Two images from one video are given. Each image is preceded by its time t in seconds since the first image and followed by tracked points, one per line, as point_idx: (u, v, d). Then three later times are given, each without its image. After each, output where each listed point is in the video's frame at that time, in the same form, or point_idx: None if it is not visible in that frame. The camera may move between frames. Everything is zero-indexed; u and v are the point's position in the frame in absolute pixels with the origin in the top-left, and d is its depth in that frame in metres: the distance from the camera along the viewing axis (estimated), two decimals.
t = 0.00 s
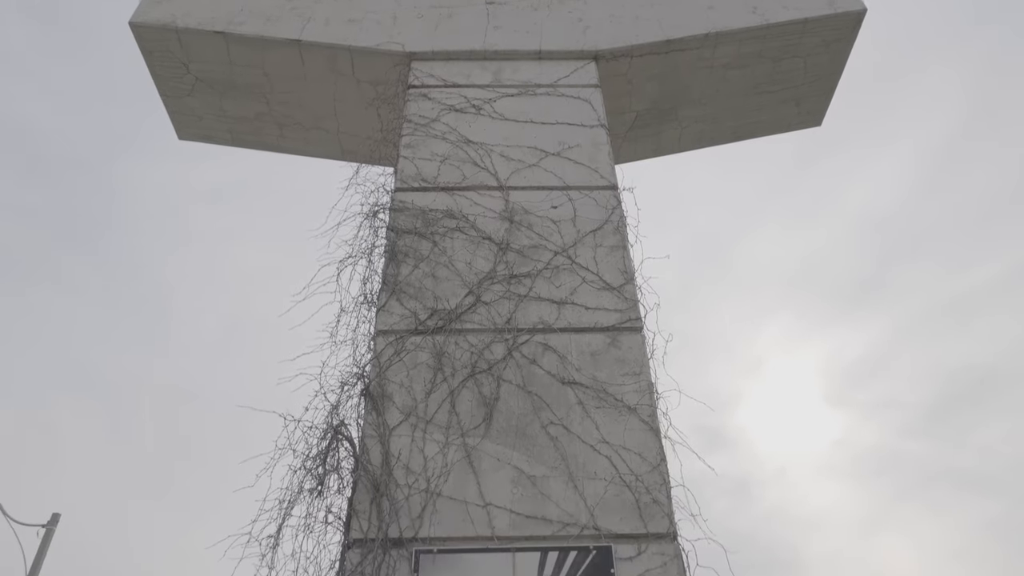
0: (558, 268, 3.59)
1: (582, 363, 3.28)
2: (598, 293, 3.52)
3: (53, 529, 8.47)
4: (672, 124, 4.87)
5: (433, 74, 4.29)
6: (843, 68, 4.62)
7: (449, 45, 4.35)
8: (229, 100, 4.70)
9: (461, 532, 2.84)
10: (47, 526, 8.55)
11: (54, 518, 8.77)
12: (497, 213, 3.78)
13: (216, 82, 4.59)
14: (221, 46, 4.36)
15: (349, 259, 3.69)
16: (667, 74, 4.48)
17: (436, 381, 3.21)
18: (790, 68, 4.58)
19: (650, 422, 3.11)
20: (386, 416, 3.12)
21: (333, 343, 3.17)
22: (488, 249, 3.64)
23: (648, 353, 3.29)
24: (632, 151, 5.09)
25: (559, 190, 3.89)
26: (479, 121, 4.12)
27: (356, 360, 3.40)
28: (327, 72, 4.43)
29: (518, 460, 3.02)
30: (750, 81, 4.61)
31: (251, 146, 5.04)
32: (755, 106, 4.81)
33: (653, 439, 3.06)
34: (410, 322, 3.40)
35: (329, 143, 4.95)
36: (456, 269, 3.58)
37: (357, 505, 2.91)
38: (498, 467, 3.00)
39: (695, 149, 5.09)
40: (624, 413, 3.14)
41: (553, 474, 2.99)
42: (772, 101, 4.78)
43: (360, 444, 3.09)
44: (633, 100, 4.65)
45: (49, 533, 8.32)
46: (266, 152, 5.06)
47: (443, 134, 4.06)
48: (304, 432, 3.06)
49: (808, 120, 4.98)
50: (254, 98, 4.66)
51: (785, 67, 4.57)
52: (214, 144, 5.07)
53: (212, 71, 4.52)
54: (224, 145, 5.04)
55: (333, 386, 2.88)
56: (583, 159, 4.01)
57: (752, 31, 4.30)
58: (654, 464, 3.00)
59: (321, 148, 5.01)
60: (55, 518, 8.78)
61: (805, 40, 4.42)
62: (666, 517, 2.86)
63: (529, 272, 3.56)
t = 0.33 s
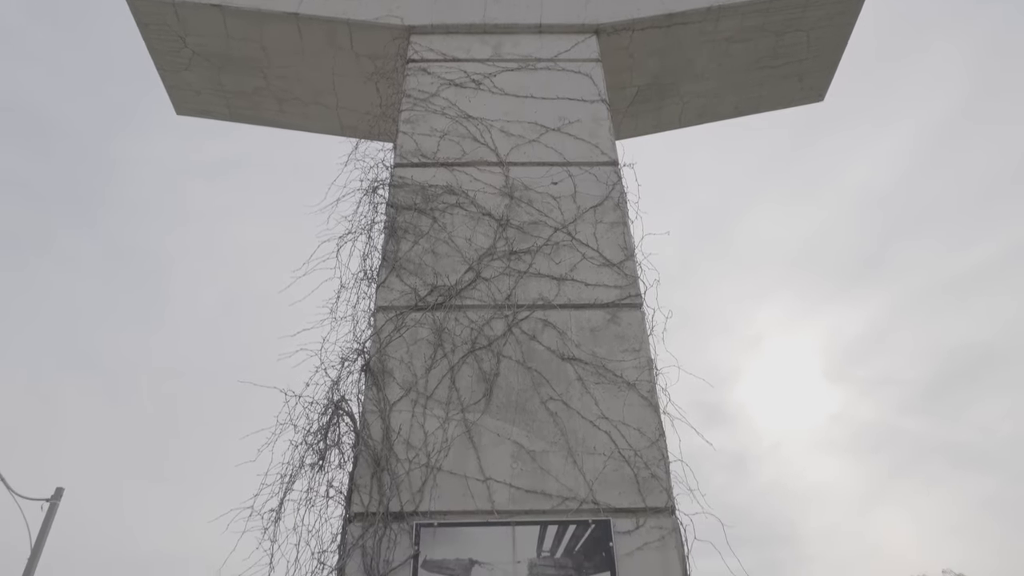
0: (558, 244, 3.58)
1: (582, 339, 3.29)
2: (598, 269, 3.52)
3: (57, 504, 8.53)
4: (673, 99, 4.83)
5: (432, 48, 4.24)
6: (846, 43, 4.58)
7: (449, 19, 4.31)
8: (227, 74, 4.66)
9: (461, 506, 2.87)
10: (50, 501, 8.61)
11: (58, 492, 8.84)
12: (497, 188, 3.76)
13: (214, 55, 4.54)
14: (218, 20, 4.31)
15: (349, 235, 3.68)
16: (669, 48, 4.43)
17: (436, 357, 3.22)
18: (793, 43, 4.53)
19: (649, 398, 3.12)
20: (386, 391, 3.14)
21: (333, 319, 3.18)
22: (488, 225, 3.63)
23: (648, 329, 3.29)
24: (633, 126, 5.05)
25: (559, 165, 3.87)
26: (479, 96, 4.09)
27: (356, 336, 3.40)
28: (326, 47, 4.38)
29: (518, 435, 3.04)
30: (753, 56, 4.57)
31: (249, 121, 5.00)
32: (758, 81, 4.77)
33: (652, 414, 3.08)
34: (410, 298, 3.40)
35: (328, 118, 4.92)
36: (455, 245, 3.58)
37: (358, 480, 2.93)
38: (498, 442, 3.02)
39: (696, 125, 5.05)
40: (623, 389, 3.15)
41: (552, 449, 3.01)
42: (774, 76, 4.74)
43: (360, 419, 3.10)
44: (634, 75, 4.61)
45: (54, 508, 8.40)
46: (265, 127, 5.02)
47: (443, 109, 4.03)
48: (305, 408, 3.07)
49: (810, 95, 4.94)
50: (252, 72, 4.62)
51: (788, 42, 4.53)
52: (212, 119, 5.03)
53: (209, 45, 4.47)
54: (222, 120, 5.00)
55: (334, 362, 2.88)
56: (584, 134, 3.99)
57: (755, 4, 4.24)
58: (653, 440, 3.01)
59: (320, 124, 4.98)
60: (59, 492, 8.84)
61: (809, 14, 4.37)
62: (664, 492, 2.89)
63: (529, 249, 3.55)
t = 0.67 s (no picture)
0: (558, 221, 3.57)
1: (582, 315, 3.29)
2: (598, 246, 3.51)
3: (62, 478, 8.62)
4: (674, 74, 4.79)
5: (432, 21, 4.20)
6: (850, 16, 4.52)
7: None
8: (224, 48, 4.61)
9: (461, 480, 2.89)
10: (55, 475, 8.68)
11: (62, 467, 8.89)
12: (497, 164, 3.75)
13: (211, 29, 4.50)
14: None
15: (349, 210, 3.67)
16: (671, 22, 4.41)
17: (436, 333, 3.23)
18: (796, 16, 4.48)
19: (649, 374, 3.13)
20: (387, 367, 3.15)
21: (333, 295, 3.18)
22: (488, 201, 3.61)
23: (648, 305, 3.30)
24: (634, 101, 5.00)
25: (559, 141, 3.85)
26: (479, 71, 4.06)
27: (356, 312, 3.41)
28: (324, 20, 4.35)
29: (518, 410, 3.06)
30: (755, 30, 4.53)
31: (247, 96, 4.96)
32: (760, 56, 4.72)
33: (651, 390, 3.09)
34: (410, 274, 3.40)
35: (326, 93, 4.88)
36: (455, 221, 3.57)
37: (359, 454, 2.95)
38: (498, 418, 3.04)
39: (698, 100, 5.01)
40: (623, 364, 3.16)
41: (552, 424, 3.02)
42: (777, 51, 4.69)
43: (361, 395, 3.11)
44: (635, 49, 4.58)
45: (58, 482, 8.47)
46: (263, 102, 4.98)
47: (442, 84, 3.99)
48: (306, 383, 3.09)
49: (813, 70, 4.86)
50: (249, 47, 4.58)
51: (791, 16, 4.48)
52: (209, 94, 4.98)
53: (207, 18, 4.43)
54: (220, 95, 4.96)
55: (334, 337, 2.89)
56: (584, 109, 3.96)
57: None
58: (652, 415, 3.03)
59: (318, 99, 4.94)
60: (63, 467, 8.91)
61: None
62: (663, 467, 2.91)
63: (530, 225, 3.54)
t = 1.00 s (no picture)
0: (558, 197, 3.56)
1: (582, 291, 3.29)
2: (598, 222, 3.50)
3: (64, 454, 8.66)
4: (675, 50, 4.75)
5: None
6: None
7: None
8: (222, 22, 4.56)
9: (461, 455, 2.91)
10: (58, 451, 8.72)
11: (63, 444, 8.92)
12: (497, 140, 3.72)
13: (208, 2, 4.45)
14: None
15: (348, 186, 3.66)
16: None
17: (436, 309, 3.23)
18: None
19: (648, 350, 3.14)
20: (387, 343, 3.15)
21: (333, 271, 3.18)
22: (488, 176, 3.60)
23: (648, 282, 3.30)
24: (636, 77, 4.96)
25: (560, 116, 3.82)
26: (478, 45, 4.02)
27: (356, 288, 3.41)
28: None
29: (518, 386, 3.07)
30: (757, 5, 4.50)
31: (245, 71, 4.90)
32: (762, 31, 4.67)
33: (651, 366, 3.10)
34: (410, 251, 3.40)
35: (325, 68, 4.84)
36: (455, 197, 3.55)
37: (360, 430, 2.96)
38: (498, 393, 3.05)
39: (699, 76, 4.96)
40: (622, 341, 3.17)
41: (551, 400, 3.04)
42: (780, 25, 4.63)
43: (361, 371, 3.12)
44: (637, 24, 4.55)
45: (60, 459, 8.51)
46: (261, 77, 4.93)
47: (442, 59, 3.96)
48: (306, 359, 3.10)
49: (816, 45, 4.79)
50: (247, 21, 4.54)
51: None
52: (206, 69, 4.92)
53: None
54: (217, 70, 4.90)
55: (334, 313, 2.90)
56: (585, 84, 3.93)
57: None
58: (651, 391, 3.04)
59: (317, 74, 4.89)
60: (65, 443, 8.94)
61: None
62: (662, 443, 2.92)
63: (530, 201, 3.53)
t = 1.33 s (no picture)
0: (558, 174, 3.55)
1: (582, 269, 3.29)
2: (599, 199, 3.49)
3: (67, 430, 8.72)
4: (677, 24, 4.70)
5: None
6: None
7: None
8: None
9: (461, 431, 2.93)
10: (61, 427, 8.78)
11: (66, 420, 8.98)
12: (497, 116, 3.70)
13: None
14: None
15: (347, 163, 3.64)
16: None
17: (436, 287, 3.23)
18: None
19: (648, 328, 3.15)
20: (387, 320, 3.16)
21: (332, 248, 3.17)
22: (488, 153, 3.58)
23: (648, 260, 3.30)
24: (637, 52, 4.92)
25: (560, 92, 3.80)
26: (478, 20, 4.00)
27: (355, 265, 3.40)
28: None
29: (518, 363, 3.08)
30: None
31: (243, 46, 4.86)
32: (765, 5, 4.62)
33: (650, 344, 3.11)
34: (410, 228, 3.39)
35: (323, 43, 4.80)
36: (455, 173, 3.54)
37: (360, 406, 2.97)
38: (498, 370, 3.06)
39: (701, 52, 4.92)
40: (622, 318, 3.17)
41: (551, 377, 3.05)
42: None
43: (361, 347, 3.13)
44: None
45: (63, 435, 8.56)
46: (259, 52, 4.89)
47: (441, 34, 3.93)
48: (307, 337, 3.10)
49: (820, 20, 4.74)
50: None
51: None
52: (203, 44, 4.88)
53: None
54: (215, 45, 4.86)
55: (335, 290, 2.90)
56: (586, 60, 3.90)
57: None
58: (650, 368, 3.05)
59: (315, 49, 4.85)
60: (68, 419, 9.00)
61: None
62: (661, 419, 2.94)
63: (530, 178, 3.52)
